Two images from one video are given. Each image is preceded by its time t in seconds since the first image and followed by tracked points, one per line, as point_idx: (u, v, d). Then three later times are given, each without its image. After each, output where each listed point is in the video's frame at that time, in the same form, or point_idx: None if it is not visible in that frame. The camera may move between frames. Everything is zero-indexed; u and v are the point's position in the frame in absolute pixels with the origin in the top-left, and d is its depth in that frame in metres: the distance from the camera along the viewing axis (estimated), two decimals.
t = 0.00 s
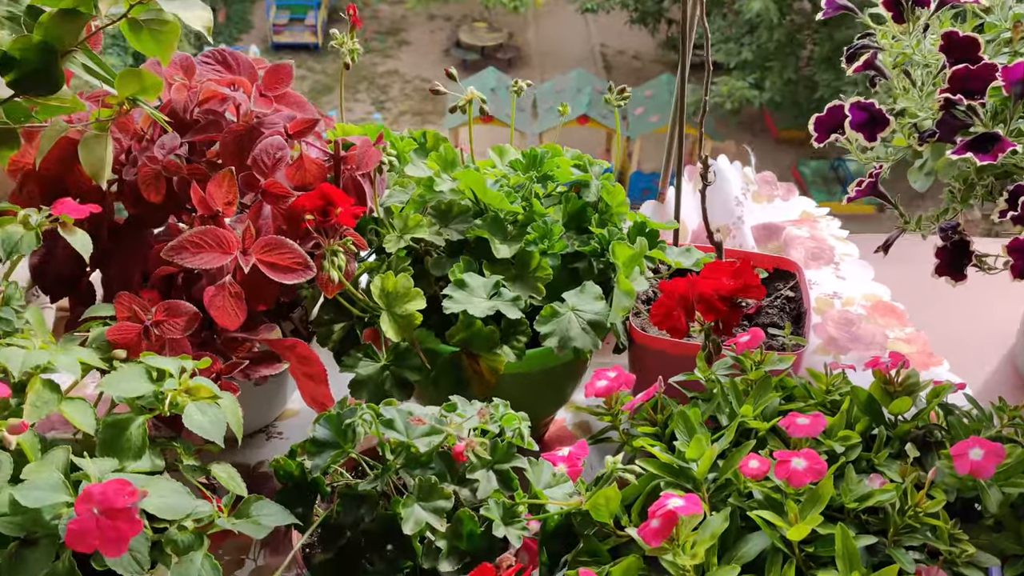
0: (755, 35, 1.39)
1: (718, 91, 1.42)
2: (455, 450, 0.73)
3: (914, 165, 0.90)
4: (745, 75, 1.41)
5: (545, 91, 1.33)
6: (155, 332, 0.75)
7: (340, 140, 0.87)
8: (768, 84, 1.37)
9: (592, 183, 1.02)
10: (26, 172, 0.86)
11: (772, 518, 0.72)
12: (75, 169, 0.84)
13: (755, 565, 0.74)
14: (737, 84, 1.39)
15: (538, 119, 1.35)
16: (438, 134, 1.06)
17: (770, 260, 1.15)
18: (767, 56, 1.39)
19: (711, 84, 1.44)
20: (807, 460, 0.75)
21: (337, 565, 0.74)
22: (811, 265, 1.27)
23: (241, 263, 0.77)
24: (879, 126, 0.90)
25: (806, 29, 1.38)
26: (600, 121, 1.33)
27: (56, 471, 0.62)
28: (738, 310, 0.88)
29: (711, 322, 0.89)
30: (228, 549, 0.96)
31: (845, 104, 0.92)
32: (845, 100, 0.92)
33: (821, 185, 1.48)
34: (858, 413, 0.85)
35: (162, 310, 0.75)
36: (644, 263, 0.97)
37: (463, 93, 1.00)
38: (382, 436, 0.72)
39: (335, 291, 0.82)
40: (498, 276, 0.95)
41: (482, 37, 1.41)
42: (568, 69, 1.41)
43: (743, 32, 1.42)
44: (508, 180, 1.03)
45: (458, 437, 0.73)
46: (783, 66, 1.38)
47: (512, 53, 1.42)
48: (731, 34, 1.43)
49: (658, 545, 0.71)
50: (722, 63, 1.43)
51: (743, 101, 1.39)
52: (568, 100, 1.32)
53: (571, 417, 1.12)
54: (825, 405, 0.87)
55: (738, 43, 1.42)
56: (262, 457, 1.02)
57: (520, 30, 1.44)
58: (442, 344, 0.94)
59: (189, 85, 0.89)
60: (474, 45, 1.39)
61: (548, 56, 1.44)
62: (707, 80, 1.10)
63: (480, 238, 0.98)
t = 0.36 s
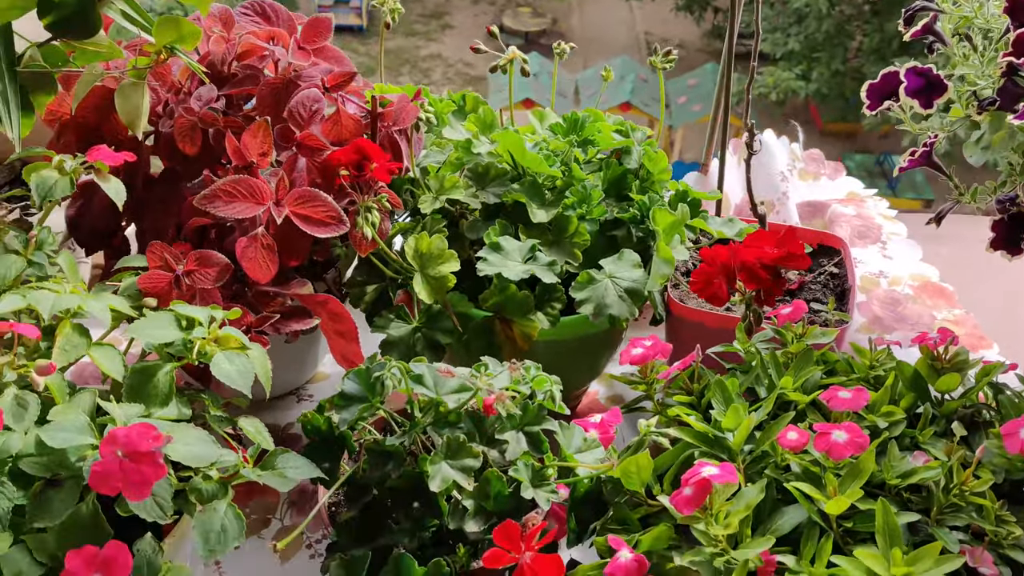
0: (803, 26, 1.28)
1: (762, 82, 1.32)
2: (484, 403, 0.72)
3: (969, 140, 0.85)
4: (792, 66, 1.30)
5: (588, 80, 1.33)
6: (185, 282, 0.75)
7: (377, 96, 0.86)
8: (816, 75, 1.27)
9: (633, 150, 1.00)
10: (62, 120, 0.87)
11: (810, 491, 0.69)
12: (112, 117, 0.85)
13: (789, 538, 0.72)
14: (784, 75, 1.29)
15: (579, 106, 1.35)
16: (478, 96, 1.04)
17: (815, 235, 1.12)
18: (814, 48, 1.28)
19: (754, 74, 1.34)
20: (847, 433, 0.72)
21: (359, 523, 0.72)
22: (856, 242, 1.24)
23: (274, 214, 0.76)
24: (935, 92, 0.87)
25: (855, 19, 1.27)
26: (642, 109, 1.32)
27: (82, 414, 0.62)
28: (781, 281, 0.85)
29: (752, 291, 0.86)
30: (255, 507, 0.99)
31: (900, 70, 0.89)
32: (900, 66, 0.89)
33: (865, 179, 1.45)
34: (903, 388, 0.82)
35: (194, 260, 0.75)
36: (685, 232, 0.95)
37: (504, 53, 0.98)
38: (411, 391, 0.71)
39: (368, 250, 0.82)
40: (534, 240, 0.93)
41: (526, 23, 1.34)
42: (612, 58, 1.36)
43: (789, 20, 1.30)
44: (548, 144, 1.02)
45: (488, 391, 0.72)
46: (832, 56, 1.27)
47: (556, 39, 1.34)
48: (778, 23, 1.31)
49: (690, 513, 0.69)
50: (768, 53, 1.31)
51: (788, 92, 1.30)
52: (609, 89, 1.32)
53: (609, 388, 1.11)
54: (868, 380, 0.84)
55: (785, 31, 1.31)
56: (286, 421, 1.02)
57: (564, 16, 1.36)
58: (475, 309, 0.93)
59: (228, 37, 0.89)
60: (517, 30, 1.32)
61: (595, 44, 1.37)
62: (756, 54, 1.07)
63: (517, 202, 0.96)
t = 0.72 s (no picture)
0: (852, 23, 1.35)
1: (810, 80, 1.36)
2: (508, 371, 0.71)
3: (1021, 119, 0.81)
4: (841, 63, 1.34)
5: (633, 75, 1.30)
6: (214, 250, 0.76)
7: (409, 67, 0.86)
8: (864, 74, 1.33)
9: (669, 128, 0.98)
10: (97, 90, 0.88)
11: (842, 471, 0.67)
12: (148, 87, 0.86)
13: (820, 518, 0.70)
14: (832, 73, 1.33)
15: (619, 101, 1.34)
16: (513, 73, 1.04)
17: (854, 218, 1.09)
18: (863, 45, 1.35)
19: (802, 72, 1.37)
20: (883, 412, 0.70)
21: (383, 493, 0.72)
22: (899, 228, 1.21)
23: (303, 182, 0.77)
24: (984, 67, 0.84)
25: (907, 17, 1.35)
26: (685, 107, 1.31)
27: (108, 373, 0.63)
28: (818, 258, 0.83)
29: (788, 269, 0.84)
30: (283, 482, 0.98)
31: (946, 44, 0.86)
32: (946, 40, 0.86)
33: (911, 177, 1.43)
34: (944, 370, 0.79)
35: (223, 227, 0.76)
36: (720, 211, 0.93)
37: (540, 28, 0.97)
38: (435, 358, 0.70)
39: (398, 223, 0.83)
40: (566, 216, 0.92)
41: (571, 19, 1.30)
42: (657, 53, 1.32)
43: (839, 18, 1.36)
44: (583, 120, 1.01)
45: (512, 358, 0.72)
46: (881, 55, 1.34)
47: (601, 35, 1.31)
48: (827, 21, 1.36)
49: (718, 490, 0.67)
50: (817, 51, 1.34)
51: (836, 90, 1.34)
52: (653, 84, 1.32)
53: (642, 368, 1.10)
54: (907, 361, 0.81)
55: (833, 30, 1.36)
56: (313, 399, 1.01)
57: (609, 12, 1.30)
58: (505, 285, 0.92)
59: (263, 9, 0.90)
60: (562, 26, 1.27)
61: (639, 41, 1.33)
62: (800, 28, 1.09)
63: (550, 178, 0.95)
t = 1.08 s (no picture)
0: (854, 33, 1.39)
1: (814, 88, 1.41)
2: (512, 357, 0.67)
3: None
4: (844, 73, 1.40)
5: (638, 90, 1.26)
6: (204, 239, 0.73)
7: (406, 52, 0.83)
8: (869, 83, 1.40)
9: (676, 114, 0.95)
10: (85, 82, 0.85)
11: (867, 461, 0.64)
12: (135, 77, 0.83)
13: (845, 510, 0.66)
14: (836, 82, 1.38)
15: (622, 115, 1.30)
16: (514, 63, 1.01)
17: (869, 207, 1.06)
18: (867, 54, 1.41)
19: (807, 81, 1.42)
20: (910, 398, 0.66)
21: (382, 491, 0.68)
22: (915, 217, 1.17)
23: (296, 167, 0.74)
24: (1003, 40, 0.81)
25: (910, 24, 1.40)
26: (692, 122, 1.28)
27: (89, 366, 0.59)
28: (835, 243, 0.79)
29: (803, 255, 0.80)
30: (281, 485, 0.95)
31: (963, 19, 0.83)
32: (963, 15, 0.83)
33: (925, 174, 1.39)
34: (970, 356, 0.75)
35: (213, 217, 0.73)
36: (731, 198, 0.90)
37: (540, 13, 0.95)
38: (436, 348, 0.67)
39: (397, 213, 0.81)
40: (571, 205, 0.88)
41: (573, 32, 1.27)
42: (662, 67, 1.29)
43: (843, 26, 1.40)
44: (587, 107, 0.98)
45: (515, 343, 0.67)
46: (885, 63, 1.40)
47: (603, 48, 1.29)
48: (831, 29, 1.39)
49: (736, 482, 0.64)
50: (822, 59, 1.38)
51: (840, 98, 1.39)
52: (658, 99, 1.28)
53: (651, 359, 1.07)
54: (931, 348, 0.78)
55: (836, 40, 1.39)
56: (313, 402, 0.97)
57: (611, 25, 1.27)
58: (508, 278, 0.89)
59: None
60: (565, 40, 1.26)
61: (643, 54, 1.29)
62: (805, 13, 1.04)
63: (554, 167, 0.92)
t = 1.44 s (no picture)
0: (878, 44, 1.52)
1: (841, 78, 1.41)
2: (557, 319, 0.63)
3: None
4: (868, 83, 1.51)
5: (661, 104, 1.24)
6: (210, 220, 0.69)
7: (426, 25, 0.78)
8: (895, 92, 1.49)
9: (713, 94, 0.90)
10: (88, 64, 0.81)
11: (941, 455, 0.56)
12: (139, 53, 0.79)
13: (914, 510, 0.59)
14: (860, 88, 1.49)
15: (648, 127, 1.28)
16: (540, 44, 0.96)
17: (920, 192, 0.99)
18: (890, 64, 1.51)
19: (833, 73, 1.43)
20: (985, 385, 0.59)
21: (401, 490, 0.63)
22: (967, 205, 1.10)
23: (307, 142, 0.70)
24: None
25: (935, 36, 1.50)
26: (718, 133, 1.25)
27: (81, 351, 0.54)
28: (890, 220, 0.73)
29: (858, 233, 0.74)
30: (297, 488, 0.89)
31: None
32: None
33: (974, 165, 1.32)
34: None
35: (219, 195, 0.68)
36: (774, 179, 0.86)
37: None
38: (467, 323, 0.61)
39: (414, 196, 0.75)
40: (602, 186, 0.83)
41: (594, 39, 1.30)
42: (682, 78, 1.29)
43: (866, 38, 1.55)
44: (618, 86, 0.93)
45: (557, 307, 0.63)
46: (909, 73, 1.49)
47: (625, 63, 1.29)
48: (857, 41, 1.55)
49: (794, 478, 0.57)
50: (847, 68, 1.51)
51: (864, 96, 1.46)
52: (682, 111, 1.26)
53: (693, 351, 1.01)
54: (1001, 336, 0.70)
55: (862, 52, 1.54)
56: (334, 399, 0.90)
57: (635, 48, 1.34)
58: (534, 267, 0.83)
59: None
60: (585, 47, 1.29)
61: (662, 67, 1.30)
62: None
63: (584, 149, 0.86)
